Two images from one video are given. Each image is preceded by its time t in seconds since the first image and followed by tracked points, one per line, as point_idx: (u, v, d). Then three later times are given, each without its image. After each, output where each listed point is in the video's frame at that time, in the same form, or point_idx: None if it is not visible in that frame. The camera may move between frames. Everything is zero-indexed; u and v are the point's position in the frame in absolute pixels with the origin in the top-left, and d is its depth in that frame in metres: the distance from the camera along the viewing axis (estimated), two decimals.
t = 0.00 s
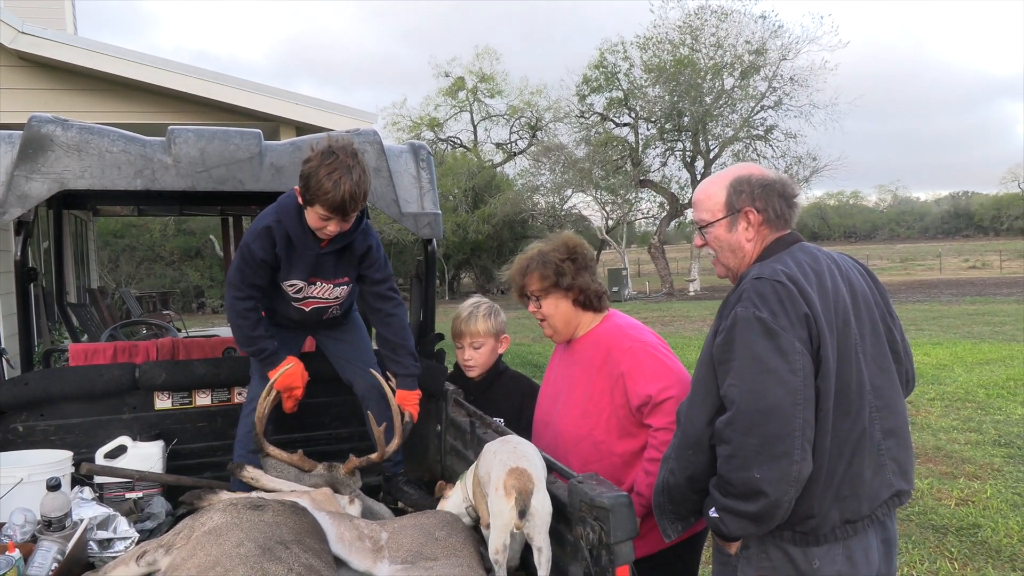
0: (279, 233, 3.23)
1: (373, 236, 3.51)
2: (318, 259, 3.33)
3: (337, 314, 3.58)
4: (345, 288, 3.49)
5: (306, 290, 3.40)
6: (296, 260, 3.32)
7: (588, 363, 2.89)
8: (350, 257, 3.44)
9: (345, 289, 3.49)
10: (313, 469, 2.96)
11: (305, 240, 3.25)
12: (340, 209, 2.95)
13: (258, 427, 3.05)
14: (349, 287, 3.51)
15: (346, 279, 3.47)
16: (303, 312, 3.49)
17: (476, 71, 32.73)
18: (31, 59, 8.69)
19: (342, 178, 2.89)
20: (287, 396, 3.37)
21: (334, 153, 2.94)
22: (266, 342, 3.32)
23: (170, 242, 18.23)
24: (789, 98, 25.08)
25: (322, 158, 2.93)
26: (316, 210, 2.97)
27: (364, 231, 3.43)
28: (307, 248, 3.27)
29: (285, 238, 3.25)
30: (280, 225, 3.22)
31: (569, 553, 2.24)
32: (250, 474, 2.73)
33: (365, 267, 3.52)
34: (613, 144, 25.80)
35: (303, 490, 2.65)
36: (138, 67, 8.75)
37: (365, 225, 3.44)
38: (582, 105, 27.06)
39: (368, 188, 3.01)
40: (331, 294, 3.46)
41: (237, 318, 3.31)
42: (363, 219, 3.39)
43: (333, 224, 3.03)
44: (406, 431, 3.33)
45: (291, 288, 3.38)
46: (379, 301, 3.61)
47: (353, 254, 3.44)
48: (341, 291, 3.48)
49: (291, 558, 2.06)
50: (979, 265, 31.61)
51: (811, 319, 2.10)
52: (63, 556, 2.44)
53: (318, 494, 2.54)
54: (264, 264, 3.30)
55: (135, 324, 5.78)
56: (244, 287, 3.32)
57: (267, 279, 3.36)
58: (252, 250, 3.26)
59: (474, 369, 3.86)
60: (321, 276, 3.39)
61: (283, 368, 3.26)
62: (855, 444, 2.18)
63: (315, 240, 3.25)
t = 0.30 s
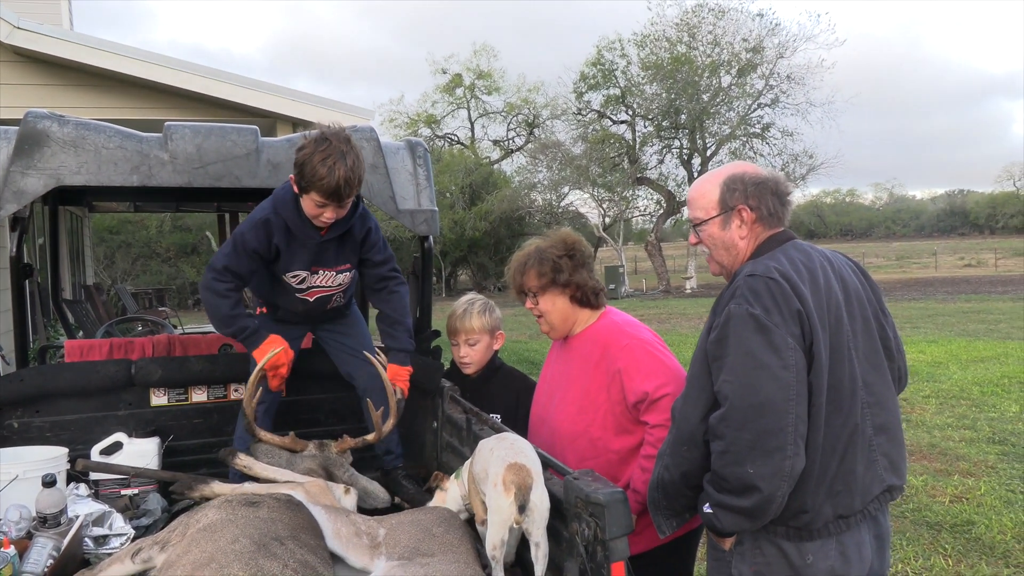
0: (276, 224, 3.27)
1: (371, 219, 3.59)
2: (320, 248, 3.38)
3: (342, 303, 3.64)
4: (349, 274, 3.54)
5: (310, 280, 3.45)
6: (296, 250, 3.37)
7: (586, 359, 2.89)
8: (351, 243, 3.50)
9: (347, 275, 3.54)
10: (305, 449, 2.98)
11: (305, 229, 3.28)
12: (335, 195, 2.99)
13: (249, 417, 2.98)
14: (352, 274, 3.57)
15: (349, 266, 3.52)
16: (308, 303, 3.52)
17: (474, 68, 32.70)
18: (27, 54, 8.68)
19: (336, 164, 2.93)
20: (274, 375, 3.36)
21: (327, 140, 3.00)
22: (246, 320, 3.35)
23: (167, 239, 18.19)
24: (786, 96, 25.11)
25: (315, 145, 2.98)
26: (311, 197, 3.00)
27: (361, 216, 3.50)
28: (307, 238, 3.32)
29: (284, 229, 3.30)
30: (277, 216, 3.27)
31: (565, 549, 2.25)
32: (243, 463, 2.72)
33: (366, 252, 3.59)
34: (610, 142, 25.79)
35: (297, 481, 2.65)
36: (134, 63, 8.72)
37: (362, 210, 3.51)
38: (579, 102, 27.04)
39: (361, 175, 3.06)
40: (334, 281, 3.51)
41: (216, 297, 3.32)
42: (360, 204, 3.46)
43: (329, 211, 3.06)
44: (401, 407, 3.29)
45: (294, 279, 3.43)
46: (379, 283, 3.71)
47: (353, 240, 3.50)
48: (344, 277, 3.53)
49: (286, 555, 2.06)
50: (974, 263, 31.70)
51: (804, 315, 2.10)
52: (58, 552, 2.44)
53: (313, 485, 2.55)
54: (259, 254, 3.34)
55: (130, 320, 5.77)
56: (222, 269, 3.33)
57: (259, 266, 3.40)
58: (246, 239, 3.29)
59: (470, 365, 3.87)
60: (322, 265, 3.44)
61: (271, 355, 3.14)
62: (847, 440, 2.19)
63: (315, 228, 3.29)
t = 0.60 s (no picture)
0: (253, 225, 3.28)
1: (351, 217, 3.60)
2: (297, 250, 3.38)
3: (319, 304, 3.62)
4: (325, 276, 3.53)
5: (286, 281, 3.44)
6: (273, 251, 3.35)
7: (574, 358, 2.90)
8: (329, 244, 3.50)
9: (324, 277, 3.52)
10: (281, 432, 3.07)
11: (282, 232, 3.30)
12: (310, 204, 2.98)
13: (231, 404, 3.01)
14: (328, 276, 3.55)
15: (325, 268, 3.52)
16: (283, 303, 3.51)
17: (462, 67, 32.68)
18: (11, 53, 8.62)
19: (312, 173, 2.92)
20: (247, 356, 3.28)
21: (304, 148, 2.98)
22: (217, 299, 3.25)
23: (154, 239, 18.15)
24: (772, 96, 25.23)
25: (291, 154, 2.97)
26: (286, 205, 3.00)
27: (339, 217, 3.50)
28: (284, 240, 3.32)
29: (260, 230, 3.30)
30: (255, 217, 3.27)
31: (551, 548, 2.25)
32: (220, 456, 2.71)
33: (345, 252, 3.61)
34: (597, 141, 25.82)
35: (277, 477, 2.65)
36: (120, 62, 8.67)
37: (341, 211, 3.50)
38: (567, 102, 27.07)
39: (340, 183, 3.04)
40: (311, 283, 3.49)
41: (183, 281, 3.25)
42: (338, 206, 3.46)
43: (304, 218, 3.06)
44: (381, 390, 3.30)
45: (270, 280, 3.42)
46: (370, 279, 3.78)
47: (331, 241, 3.50)
48: (321, 279, 3.51)
49: (270, 556, 2.06)
50: (959, 262, 31.98)
51: (788, 313, 2.12)
52: (42, 554, 2.43)
53: (293, 482, 2.54)
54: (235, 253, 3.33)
55: (116, 321, 5.74)
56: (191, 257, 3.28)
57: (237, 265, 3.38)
58: (221, 235, 3.27)
59: (461, 363, 3.86)
60: (299, 266, 3.43)
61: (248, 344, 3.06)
62: (832, 437, 2.21)
63: (292, 232, 3.30)
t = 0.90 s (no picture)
0: (243, 232, 3.24)
1: (340, 229, 3.51)
2: (285, 256, 3.32)
3: (308, 309, 3.61)
4: (315, 282, 3.49)
5: (275, 288, 3.42)
6: (262, 258, 3.32)
7: (566, 359, 2.91)
8: (318, 251, 3.43)
9: (314, 284, 3.49)
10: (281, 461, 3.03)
11: (270, 237, 3.25)
12: (296, 205, 2.97)
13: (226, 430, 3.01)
14: (319, 281, 3.51)
15: (315, 275, 3.47)
16: (274, 309, 3.52)
17: (453, 68, 32.68)
18: None
19: (296, 173, 2.91)
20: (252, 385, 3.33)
21: (288, 149, 2.98)
22: (225, 331, 3.33)
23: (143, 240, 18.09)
24: (762, 98, 25.32)
25: (276, 155, 2.96)
26: (273, 207, 3.00)
27: (330, 224, 3.42)
28: (272, 246, 3.27)
29: (250, 237, 3.26)
30: (244, 223, 3.23)
31: (542, 549, 2.27)
32: (216, 473, 2.72)
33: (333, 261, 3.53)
34: (588, 142, 25.79)
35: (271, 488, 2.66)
36: (109, 62, 8.64)
37: (330, 218, 3.42)
38: (557, 103, 27.10)
39: (326, 185, 3.03)
40: (301, 289, 3.47)
41: (192, 312, 3.30)
42: (327, 212, 3.38)
43: (293, 219, 3.05)
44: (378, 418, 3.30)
45: (259, 286, 3.40)
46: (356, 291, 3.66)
47: (320, 249, 3.43)
48: (311, 285, 3.48)
49: (261, 557, 2.06)
50: (948, 263, 32.18)
51: (779, 313, 2.14)
52: (31, 556, 2.42)
53: (287, 491, 2.54)
54: (229, 262, 3.30)
55: (105, 322, 5.72)
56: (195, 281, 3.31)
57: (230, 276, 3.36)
58: (215, 249, 3.25)
59: (455, 363, 3.86)
60: (289, 273, 3.39)
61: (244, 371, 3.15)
62: (823, 436, 2.23)
63: (279, 235, 3.25)
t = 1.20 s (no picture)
0: (256, 236, 3.24)
1: (346, 234, 3.51)
2: (294, 261, 3.34)
3: (316, 312, 3.62)
4: (322, 286, 3.52)
5: (284, 291, 3.44)
6: (273, 262, 3.34)
7: (567, 359, 2.91)
8: (325, 256, 3.45)
9: (322, 287, 3.52)
10: (286, 472, 2.94)
11: (281, 242, 3.24)
12: (309, 209, 2.96)
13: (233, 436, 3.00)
14: (325, 285, 3.54)
15: (322, 278, 3.49)
16: (282, 312, 3.52)
17: (452, 68, 32.68)
18: None
19: (309, 178, 2.90)
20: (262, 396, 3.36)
21: (299, 154, 2.96)
22: (241, 343, 3.33)
23: (142, 240, 18.07)
24: (762, 98, 25.31)
25: (288, 159, 2.94)
26: (285, 212, 2.98)
27: (337, 230, 3.43)
28: (283, 251, 3.28)
29: (262, 241, 3.26)
30: (256, 227, 3.23)
31: (543, 549, 2.27)
32: (225, 477, 2.72)
33: (340, 266, 3.52)
34: (588, 142, 25.69)
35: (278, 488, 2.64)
36: (109, 62, 8.63)
37: (338, 224, 3.43)
38: (557, 103, 27.09)
39: (337, 189, 3.02)
40: (308, 293, 3.49)
41: (211, 320, 3.30)
42: (337, 218, 3.39)
43: (305, 224, 3.04)
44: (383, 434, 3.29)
45: (268, 290, 3.42)
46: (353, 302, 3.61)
47: (327, 254, 3.44)
48: (319, 289, 3.51)
49: (265, 556, 2.06)
50: (947, 264, 32.18)
51: (782, 313, 2.14)
52: (34, 555, 2.42)
53: (294, 492, 2.52)
54: (242, 267, 3.30)
55: (105, 323, 5.72)
56: (213, 288, 3.31)
57: (243, 281, 3.36)
58: (229, 253, 3.25)
59: (454, 363, 3.87)
60: (297, 277, 3.42)
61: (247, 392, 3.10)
62: (825, 435, 2.23)
63: (290, 241, 3.24)
